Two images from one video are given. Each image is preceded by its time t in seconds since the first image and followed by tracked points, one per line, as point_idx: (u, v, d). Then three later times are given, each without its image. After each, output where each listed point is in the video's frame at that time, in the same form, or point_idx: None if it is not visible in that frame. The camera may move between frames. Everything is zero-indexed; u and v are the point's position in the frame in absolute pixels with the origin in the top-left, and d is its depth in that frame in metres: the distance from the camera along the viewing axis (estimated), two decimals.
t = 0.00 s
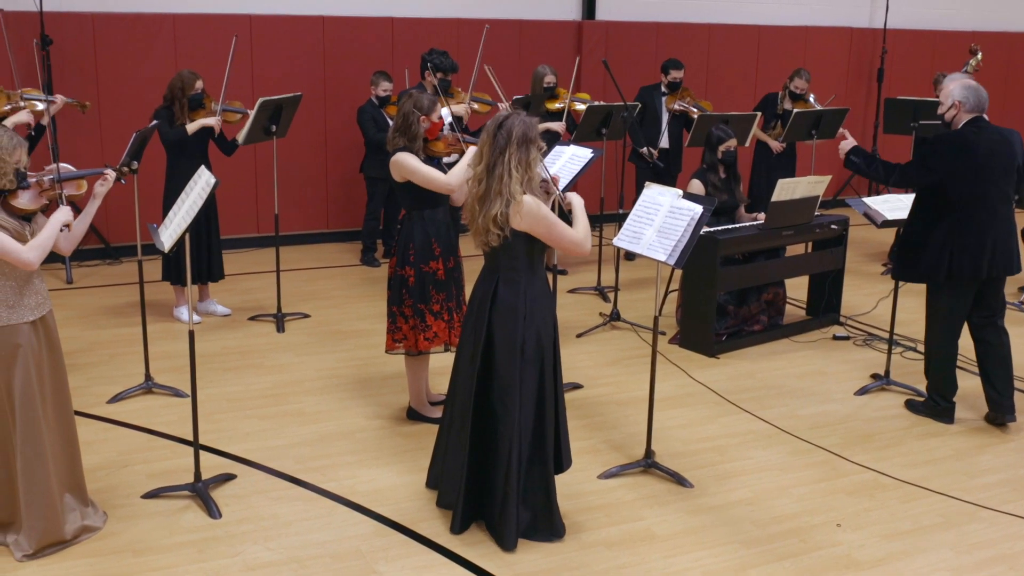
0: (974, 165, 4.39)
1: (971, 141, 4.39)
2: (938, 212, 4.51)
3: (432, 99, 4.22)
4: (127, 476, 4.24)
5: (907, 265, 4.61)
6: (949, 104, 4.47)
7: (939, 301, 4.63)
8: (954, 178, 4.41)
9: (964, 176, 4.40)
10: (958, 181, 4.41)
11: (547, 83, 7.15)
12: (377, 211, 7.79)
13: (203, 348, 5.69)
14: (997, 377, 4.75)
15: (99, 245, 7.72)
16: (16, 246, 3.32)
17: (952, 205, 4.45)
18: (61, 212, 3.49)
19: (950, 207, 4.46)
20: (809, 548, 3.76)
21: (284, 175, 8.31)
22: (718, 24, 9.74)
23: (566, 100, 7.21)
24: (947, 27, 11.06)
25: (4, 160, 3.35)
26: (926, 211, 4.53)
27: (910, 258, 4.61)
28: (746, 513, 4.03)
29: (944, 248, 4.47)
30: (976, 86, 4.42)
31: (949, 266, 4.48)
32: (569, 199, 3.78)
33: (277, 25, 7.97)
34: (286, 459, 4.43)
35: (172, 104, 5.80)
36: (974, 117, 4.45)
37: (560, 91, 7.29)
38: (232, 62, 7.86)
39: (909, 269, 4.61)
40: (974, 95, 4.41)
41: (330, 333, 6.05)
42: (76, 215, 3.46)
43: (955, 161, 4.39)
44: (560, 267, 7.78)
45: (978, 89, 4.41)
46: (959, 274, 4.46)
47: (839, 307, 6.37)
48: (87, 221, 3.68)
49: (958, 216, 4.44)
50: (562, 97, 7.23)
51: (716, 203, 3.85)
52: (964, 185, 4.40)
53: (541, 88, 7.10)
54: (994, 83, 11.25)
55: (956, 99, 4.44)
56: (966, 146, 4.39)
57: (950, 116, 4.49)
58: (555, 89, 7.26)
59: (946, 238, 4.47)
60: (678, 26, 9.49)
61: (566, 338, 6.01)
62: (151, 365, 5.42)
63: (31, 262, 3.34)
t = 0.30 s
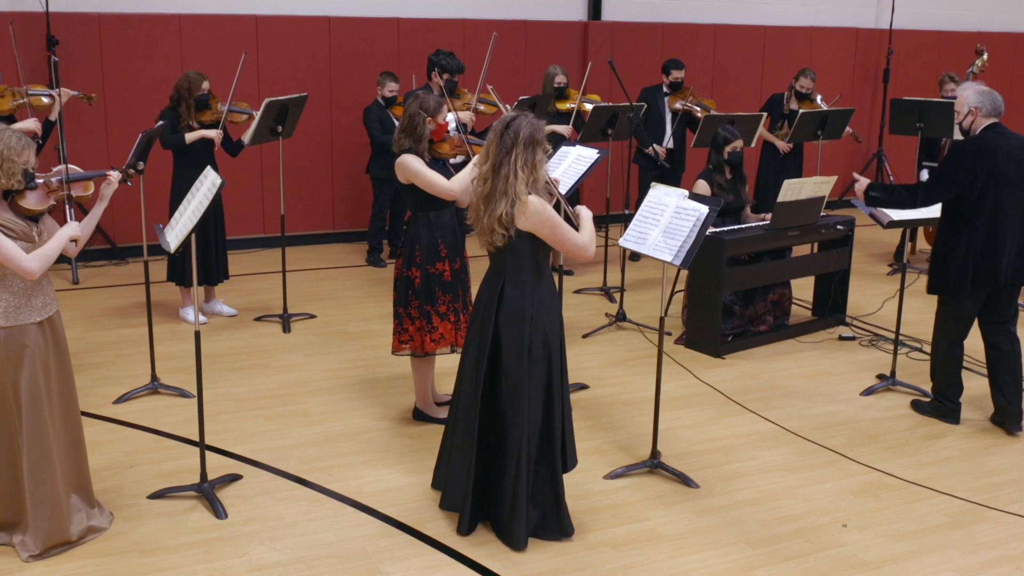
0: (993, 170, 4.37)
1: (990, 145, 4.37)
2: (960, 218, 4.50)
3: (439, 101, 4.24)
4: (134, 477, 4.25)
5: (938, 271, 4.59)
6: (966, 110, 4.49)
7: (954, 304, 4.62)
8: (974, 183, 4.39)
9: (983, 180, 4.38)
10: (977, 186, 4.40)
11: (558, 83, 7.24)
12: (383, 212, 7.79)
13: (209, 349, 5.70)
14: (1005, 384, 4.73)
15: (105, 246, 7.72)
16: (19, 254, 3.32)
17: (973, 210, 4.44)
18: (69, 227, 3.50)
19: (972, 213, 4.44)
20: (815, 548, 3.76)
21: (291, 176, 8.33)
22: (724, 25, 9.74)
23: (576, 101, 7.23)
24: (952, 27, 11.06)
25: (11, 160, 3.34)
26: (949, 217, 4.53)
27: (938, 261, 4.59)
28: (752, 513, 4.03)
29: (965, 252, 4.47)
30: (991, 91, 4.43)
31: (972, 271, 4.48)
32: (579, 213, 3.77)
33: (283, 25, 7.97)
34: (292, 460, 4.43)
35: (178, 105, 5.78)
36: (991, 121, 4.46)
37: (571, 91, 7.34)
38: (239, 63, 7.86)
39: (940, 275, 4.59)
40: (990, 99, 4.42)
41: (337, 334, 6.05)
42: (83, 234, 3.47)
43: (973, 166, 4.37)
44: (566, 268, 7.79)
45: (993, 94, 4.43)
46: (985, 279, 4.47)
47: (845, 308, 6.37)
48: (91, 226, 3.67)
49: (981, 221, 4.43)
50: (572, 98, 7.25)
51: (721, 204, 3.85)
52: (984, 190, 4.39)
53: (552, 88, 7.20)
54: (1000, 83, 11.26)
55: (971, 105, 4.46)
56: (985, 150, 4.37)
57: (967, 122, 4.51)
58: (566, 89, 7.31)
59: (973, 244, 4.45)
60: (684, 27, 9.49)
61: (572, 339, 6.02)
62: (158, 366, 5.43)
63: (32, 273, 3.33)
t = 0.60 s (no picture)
0: (1020, 175, 4.33)
1: (1019, 147, 4.33)
2: (989, 222, 4.45)
3: (446, 101, 4.24)
4: (139, 478, 4.25)
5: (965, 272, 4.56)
6: (993, 110, 4.49)
7: (977, 307, 4.60)
8: (1004, 186, 4.35)
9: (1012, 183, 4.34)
10: (1006, 189, 4.36)
11: (569, 84, 7.21)
12: (389, 212, 7.80)
13: (215, 349, 5.70)
14: (1014, 389, 4.71)
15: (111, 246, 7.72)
16: (22, 259, 3.33)
17: (1004, 214, 4.39)
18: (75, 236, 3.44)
19: (1000, 217, 4.40)
20: (821, 549, 3.76)
21: (297, 177, 8.34)
22: (730, 25, 9.75)
23: (586, 103, 7.23)
24: (957, 28, 11.07)
25: (19, 161, 3.33)
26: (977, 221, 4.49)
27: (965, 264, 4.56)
28: (757, 514, 4.03)
29: (994, 257, 4.42)
30: (1020, 91, 4.40)
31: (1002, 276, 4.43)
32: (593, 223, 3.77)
33: (289, 26, 7.98)
34: (298, 460, 4.44)
35: (182, 106, 5.77)
36: (1018, 123, 4.42)
37: (580, 92, 7.39)
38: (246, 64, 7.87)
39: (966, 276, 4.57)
40: (1017, 100, 4.40)
41: (342, 334, 6.05)
42: (90, 243, 3.42)
43: (1002, 168, 4.34)
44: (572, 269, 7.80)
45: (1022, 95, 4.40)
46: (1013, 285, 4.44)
47: (851, 309, 6.38)
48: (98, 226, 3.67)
49: (1010, 227, 4.39)
50: (581, 99, 7.26)
51: (728, 205, 3.84)
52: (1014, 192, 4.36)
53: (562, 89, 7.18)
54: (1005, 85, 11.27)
55: (998, 105, 4.45)
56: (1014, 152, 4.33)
57: (994, 122, 4.51)
58: (576, 90, 7.32)
59: (998, 251, 4.41)
60: (690, 27, 9.50)
61: (577, 339, 6.02)
62: (164, 366, 5.43)
63: (34, 278, 3.34)
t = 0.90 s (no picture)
0: None
1: None
2: (1010, 221, 4.44)
3: (451, 102, 4.25)
4: (145, 478, 4.25)
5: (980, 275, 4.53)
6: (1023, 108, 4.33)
7: (992, 306, 4.60)
8: None
9: None
10: None
11: (573, 84, 7.21)
12: (395, 212, 7.79)
13: (221, 350, 5.70)
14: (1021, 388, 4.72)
15: (117, 247, 7.73)
16: (33, 244, 3.34)
17: None
18: (86, 213, 3.49)
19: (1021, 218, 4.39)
20: (826, 549, 3.76)
21: (304, 177, 8.34)
22: (736, 25, 9.76)
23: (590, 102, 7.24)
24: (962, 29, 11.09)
25: (26, 163, 3.34)
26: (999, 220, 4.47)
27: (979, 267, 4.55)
28: (763, 514, 4.03)
29: (1013, 258, 4.40)
30: None
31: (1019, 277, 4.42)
32: (591, 199, 3.75)
33: (294, 26, 7.99)
34: (304, 461, 4.44)
35: (187, 107, 5.78)
36: None
37: (585, 92, 7.35)
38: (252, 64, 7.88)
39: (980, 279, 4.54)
40: None
41: (348, 335, 6.05)
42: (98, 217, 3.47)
43: None
44: (577, 270, 7.81)
45: None
46: None
47: (857, 309, 6.38)
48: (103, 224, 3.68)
49: None
50: (587, 99, 7.27)
51: (734, 205, 3.84)
52: None
53: (566, 89, 7.21)
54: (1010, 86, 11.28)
55: None
56: None
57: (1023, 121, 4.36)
58: (580, 90, 7.32)
59: (1016, 249, 4.40)
60: (696, 28, 9.51)
61: (583, 340, 6.02)
62: (170, 367, 5.43)
63: (48, 260, 3.35)
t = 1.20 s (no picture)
0: None
1: None
2: None
3: (456, 104, 4.27)
4: (151, 478, 4.25)
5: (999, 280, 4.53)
6: None
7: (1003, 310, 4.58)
8: None
9: None
10: None
11: (576, 84, 7.28)
12: (401, 213, 7.79)
13: (227, 350, 5.70)
14: None
15: (123, 247, 7.73)
16: (36, 243, 3.34)
17: None
18: (93, 215, 3.43)
19: None
20: (832, 549, 3.76)
21: (310, 178, 8.35)
22: (741, 26, 9.77)
23: (595, 102, 7.25)
24: (967, 29, 11.09)
25: (32, 163, 3.33)
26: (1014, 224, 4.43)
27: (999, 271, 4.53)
28: (769, 514, 4.03)
29: None
30: None
31: None
32: (591, 202, 3.76)
33: (301, 27, 7.99)
34: (309, 461, 4.44)
35: (193, 108, 5.76)
36: None
37: (589, 91, 7.40)
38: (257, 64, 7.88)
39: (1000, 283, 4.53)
40: None
41: (353, 336, 6.05)
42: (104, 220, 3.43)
43: None
44: (583, 270, 7.82)
45: None
46: None
47: (863, 309, 6.37)
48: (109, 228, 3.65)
49: None
50: (591, 99, 7.30)
51: (740, 206, 3.84)
52: None
53: (570, 89, 7.26)
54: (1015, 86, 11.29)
55: None
56: None
57: None
58: (584, 90, 7.34)
59: None
60: (701, 29, 9.52)
61: (588, 341, 6.02)
62: (176, 367, 5.43)
63: (50, 260, 3.34)
